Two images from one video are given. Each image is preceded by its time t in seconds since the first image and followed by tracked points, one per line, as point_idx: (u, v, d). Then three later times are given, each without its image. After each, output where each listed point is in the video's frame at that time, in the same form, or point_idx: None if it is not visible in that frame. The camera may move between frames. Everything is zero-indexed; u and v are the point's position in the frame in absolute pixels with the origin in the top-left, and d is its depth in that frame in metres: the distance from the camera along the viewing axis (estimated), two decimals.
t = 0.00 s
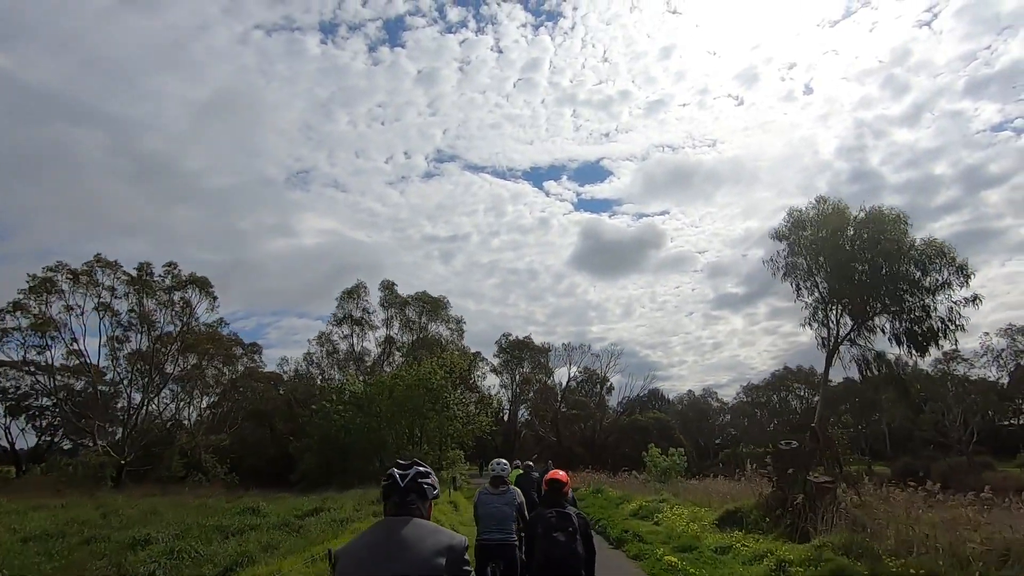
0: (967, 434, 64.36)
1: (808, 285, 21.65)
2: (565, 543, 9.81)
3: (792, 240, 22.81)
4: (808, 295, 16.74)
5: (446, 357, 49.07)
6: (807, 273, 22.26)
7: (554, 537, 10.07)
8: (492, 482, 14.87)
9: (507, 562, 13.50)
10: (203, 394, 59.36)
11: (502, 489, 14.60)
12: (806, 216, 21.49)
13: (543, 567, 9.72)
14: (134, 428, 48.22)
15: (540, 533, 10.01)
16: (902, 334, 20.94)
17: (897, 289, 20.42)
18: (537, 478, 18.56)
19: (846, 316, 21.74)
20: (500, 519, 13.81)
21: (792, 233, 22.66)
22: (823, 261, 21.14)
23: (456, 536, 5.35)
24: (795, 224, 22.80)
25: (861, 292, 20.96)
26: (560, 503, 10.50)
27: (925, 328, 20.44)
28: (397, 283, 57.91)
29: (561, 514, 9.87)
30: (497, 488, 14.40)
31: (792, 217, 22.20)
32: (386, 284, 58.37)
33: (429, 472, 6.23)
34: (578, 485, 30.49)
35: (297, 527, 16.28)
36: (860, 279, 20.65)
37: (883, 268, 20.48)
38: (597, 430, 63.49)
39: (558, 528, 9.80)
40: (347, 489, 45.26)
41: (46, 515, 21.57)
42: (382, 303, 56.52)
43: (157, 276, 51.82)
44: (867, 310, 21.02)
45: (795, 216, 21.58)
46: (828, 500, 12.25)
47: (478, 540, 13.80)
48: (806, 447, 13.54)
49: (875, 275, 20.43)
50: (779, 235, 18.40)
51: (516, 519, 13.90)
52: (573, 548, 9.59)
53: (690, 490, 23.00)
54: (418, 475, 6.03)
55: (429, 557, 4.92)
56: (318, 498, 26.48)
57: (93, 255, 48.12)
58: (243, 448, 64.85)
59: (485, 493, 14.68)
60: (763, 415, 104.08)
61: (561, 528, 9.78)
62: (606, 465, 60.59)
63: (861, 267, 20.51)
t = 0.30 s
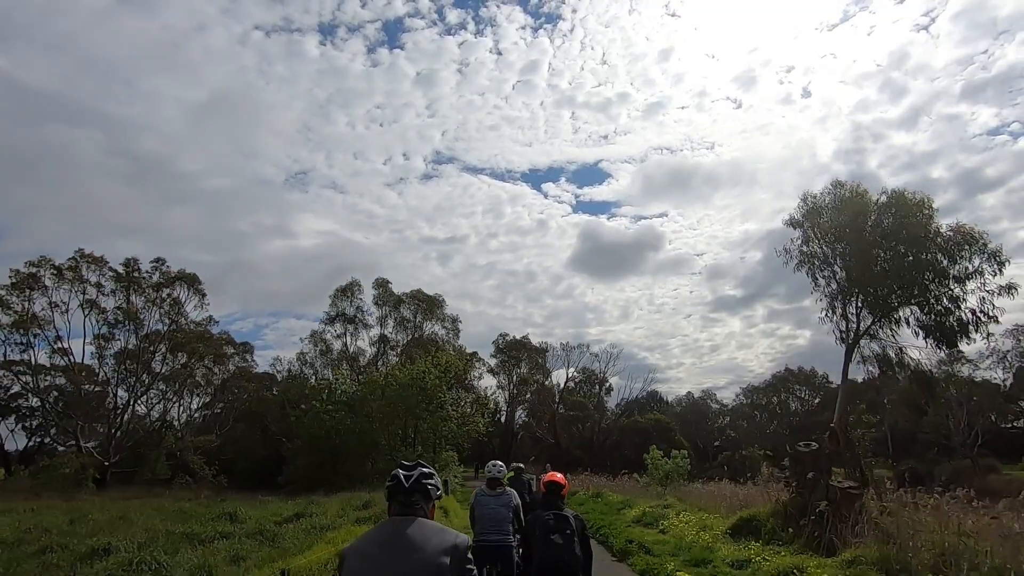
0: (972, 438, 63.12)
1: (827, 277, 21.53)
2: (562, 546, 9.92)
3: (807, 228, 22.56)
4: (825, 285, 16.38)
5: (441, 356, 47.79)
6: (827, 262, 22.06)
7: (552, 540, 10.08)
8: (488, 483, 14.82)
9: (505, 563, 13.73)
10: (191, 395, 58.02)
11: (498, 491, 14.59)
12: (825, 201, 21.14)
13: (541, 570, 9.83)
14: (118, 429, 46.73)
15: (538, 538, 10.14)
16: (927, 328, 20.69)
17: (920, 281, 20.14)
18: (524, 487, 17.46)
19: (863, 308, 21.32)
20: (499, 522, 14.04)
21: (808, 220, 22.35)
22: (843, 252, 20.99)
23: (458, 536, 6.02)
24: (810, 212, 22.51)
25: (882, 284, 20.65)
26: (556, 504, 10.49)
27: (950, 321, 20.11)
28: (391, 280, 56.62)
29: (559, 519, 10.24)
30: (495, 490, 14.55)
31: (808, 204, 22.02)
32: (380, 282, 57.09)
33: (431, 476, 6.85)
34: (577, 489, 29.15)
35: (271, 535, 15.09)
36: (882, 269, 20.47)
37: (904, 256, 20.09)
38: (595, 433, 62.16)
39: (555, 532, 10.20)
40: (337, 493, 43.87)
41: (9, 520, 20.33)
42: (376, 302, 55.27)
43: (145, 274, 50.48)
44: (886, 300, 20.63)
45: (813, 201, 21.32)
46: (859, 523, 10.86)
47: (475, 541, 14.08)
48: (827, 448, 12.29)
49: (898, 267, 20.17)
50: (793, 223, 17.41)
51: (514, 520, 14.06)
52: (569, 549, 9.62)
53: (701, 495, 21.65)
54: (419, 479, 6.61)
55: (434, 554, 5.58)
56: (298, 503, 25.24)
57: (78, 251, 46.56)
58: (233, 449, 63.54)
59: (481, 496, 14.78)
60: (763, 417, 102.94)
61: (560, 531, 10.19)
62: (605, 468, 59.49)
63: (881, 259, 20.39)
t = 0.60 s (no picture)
0: (985, 439, 61.49)
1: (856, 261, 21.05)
2: (562, 544, 9.68)
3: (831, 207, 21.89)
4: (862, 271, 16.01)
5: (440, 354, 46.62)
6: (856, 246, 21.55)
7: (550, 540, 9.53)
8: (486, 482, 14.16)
9: (502, 563, 13.26)
10: (186, 393, 56.97)
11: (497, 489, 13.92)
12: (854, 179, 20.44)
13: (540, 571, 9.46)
14: (107, 428, 45.39)
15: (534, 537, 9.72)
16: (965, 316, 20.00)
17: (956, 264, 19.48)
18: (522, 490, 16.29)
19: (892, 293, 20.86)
20: (497, 523, 13.47)
21: (833, 200, 21.61)
22: (873, 233, 20.48)
23: (461, 533, 5.92)
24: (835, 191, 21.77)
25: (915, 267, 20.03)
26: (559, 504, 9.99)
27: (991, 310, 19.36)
28: (389, 276, 55.48)
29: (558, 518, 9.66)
30: (492, 488, 13.91)
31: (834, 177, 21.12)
32: (378, 278, 55.98)
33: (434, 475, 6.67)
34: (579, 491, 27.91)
35: (246, 544, 13.57)
36: (915, 252, 19.91)
37: (938, 237, 19.55)
38: (598, 432, 60.89)
39: (555, 531, 9.76)
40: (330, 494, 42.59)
41: None
42: (374, 298, 54.18)
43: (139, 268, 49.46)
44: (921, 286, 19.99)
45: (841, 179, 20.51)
46: (900, 538, 9.53)
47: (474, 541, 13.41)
48: (859, 448, 11.05)
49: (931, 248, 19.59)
50: (813, 205, 16.30)
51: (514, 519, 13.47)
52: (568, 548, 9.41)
53: (712, 499, 20.34)
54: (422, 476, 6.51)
55: (436, 552, 5.45)
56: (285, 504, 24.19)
57: (69, 244, 45.43)
58: (230, 448, 62.48)
59: (482, 496, 14.01)
60: (768, 417, 101.67)
61: (559, 529, 9.71)
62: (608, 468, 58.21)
63: (913, 239, 19.83)
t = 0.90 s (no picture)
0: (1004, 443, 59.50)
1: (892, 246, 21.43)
2: (560, 549, 9.52)
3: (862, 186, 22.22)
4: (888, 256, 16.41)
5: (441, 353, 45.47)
6: (892, 231, 21.80)
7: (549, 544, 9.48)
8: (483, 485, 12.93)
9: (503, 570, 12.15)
10: (185, 393, 56.02)
11: (494, 494, 12.77)
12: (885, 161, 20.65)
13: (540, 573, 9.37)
14: (103, 429, 44.60)
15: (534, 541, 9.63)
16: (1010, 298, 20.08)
17: (1000, 246, 19.46)
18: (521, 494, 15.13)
19: (932, 278, 20.95)
20: (496, 529, 12.33)
21: (865, 179, 21.96)
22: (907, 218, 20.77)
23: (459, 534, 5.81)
24: (865, 171, 22.10)
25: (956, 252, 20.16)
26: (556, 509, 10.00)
27: None
28: (390, 275, 54.43)
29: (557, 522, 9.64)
30: (490, 492, 12.81)
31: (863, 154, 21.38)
32: (379, 276, 54.96)
33: (431, 477, 6.62)
34: (585, 496, 26.47)
35: (220, 555, 12.29)
36: (954, 237, 20.09)
37: (980, 217, 19.45)
38: (604, 434, 59.45)
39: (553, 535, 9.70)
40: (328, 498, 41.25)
41: None
42: (375, 297, 53.08)
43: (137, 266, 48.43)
44: (962, 271, 20.21)
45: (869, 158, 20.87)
46: (958, 559, 8.24)
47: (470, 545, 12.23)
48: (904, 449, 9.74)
49: (973, 233, 19.65)
50: (838, 188, 15.09)
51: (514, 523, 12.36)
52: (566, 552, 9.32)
53: (731, 506, 18.90)
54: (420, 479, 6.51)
55: (433, 552, 5.38)
56: (274, 508, 23.08)
57: (64, 241, 44.49)
58: (229, 449, 61.52)
59: (480, 499, 12.90)
60: (777, 420, 99.89)
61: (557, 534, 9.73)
62: (615, 472, 56.68)
63: (954, 223, 19.90)
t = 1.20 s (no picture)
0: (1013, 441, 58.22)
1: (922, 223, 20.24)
2: (555, 549, 9.77)
3: (889, 159, 21.16)
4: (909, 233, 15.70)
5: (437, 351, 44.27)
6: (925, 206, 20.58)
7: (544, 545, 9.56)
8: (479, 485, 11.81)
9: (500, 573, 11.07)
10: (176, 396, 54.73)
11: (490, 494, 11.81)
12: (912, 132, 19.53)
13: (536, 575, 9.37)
14: (90, 432, 43.39)
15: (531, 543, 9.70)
16: None
17: None
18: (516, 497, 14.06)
19: (967, 258, 19.67)
20: (491, 531, 11.33)
21: (892, 153, 20.93)
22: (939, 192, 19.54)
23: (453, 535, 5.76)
24: (893, 144, 21.04)
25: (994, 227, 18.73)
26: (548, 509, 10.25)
27: None
28: (386, 273, 53.32)
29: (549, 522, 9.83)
30: (486, 493, 11.88)
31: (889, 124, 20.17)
32: (374, 274, 53.83)
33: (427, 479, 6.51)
34: (588, 499, 25.14)
35: (183, 568, 11.12)
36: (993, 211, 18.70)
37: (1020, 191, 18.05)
38: (605, 434, 58.24)
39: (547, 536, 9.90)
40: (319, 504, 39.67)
41: None
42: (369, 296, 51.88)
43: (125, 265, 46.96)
44: (998, 249, 18.88)
45: (893, 130, 19.87)
46: None
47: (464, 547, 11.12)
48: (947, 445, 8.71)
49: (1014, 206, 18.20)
50: (858, 164, 13.98)
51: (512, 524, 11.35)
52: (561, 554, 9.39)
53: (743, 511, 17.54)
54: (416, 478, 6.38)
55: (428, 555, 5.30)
56: (255, 514, 21.87)
57: (48, 240, 43.23)
58: (221, 453, 60.20)
59: (474, 502, 11.80)
60: (781, 419, 98.72)
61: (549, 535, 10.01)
62: (617, 473, 55.45)
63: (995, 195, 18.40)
